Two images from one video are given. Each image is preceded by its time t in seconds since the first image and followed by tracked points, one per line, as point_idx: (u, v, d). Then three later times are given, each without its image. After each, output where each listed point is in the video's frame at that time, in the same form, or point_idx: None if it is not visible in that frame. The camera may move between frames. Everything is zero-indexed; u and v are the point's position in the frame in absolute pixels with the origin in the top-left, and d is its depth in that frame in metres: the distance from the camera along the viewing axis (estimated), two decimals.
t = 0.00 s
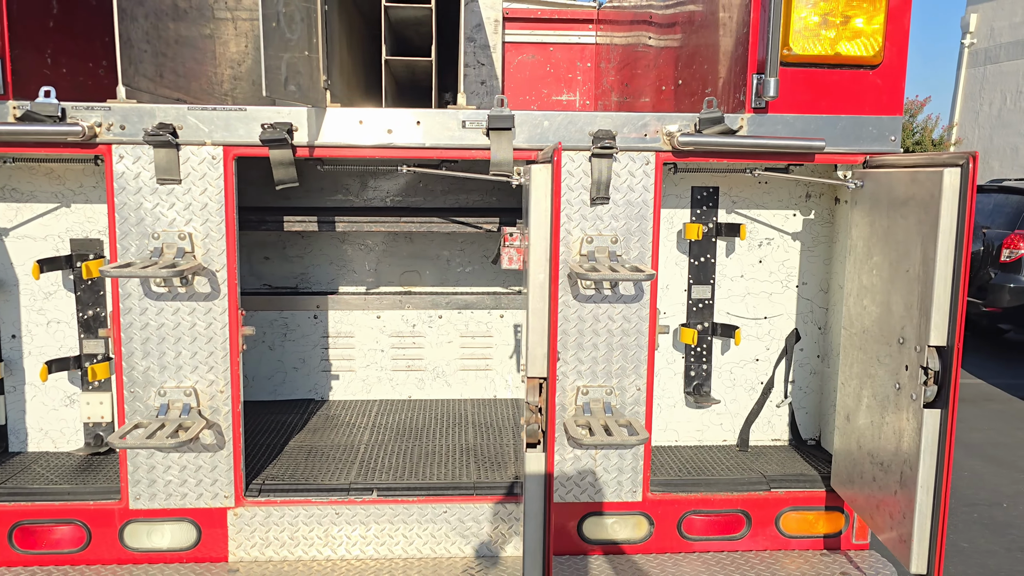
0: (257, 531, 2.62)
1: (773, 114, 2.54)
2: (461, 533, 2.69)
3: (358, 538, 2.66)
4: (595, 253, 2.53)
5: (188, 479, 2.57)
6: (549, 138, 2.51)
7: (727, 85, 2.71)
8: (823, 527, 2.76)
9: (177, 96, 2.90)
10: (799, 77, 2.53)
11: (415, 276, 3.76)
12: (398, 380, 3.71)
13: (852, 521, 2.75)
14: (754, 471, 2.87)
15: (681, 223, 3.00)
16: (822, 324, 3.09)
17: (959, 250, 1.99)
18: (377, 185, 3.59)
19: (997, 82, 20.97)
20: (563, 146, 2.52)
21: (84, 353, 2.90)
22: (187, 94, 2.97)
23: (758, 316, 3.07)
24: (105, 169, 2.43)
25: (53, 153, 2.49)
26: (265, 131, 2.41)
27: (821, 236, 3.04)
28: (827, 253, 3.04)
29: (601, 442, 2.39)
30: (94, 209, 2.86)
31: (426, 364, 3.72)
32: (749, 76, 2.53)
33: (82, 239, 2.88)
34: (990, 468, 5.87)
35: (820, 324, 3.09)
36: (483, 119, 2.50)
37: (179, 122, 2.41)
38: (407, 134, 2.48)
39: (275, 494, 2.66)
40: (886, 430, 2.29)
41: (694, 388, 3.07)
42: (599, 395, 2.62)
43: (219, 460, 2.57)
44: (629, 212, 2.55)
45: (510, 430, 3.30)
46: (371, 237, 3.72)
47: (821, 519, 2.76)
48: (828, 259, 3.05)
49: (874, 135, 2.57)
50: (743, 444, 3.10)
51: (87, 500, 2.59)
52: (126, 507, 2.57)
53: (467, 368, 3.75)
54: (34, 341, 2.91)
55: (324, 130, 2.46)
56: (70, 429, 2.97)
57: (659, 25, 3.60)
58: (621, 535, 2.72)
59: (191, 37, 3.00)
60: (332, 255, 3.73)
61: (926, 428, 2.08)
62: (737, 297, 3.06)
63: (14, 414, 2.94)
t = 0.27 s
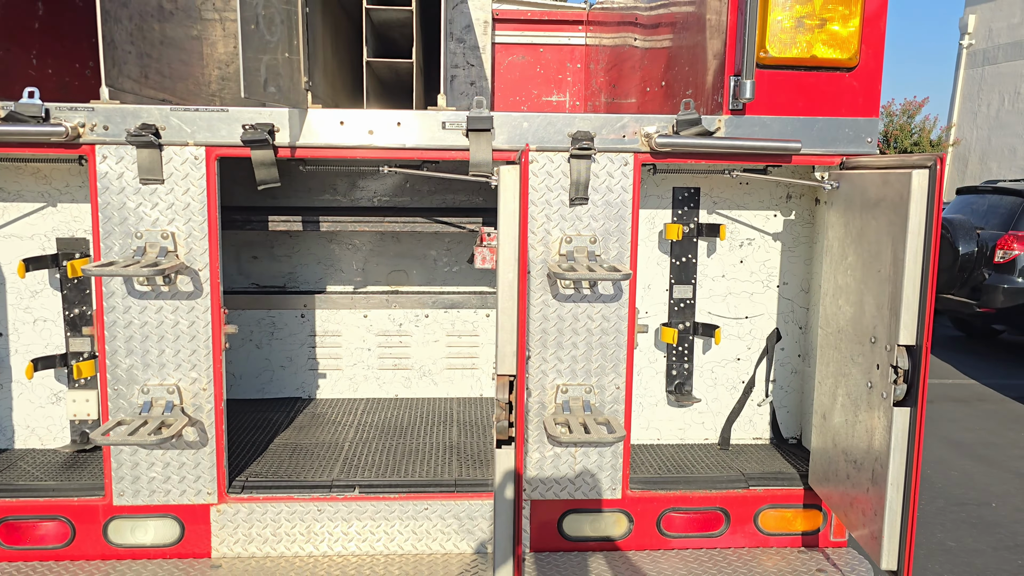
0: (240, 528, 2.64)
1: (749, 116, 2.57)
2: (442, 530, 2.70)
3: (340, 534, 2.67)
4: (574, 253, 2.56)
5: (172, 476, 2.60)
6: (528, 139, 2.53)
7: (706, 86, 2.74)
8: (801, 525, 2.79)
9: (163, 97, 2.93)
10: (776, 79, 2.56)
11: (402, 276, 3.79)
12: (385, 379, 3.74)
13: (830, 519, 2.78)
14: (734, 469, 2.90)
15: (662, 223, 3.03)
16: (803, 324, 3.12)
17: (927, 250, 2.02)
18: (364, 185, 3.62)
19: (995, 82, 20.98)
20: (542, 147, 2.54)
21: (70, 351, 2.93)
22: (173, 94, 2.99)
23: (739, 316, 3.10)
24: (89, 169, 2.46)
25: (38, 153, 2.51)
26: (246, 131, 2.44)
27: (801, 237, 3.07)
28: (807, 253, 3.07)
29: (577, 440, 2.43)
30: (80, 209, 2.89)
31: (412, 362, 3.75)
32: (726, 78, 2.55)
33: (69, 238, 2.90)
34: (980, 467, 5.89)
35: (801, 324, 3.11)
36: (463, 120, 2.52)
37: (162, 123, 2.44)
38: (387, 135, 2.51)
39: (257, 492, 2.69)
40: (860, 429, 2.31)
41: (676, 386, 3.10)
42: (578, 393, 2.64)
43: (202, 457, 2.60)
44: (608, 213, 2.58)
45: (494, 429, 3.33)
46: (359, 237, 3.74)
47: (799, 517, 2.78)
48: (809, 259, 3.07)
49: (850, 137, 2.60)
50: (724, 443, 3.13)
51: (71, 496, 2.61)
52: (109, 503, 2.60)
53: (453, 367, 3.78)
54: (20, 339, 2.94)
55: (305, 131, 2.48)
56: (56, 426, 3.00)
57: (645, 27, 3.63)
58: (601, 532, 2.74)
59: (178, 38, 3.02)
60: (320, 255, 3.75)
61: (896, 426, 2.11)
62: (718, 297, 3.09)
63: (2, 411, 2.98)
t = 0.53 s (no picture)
0: (225, 523, 2.67)
1: (729, 116, 2.60)
2: (426, 525, 2.73)
3: (324, 530, 2.70)
4: (555, 252, 2.59)
5: (158, 471, 2.63)
6: (509, 139, 2.56)
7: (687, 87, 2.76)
8: (781, 520, 2.82)
9: (151, 97, 2.95)
10: (756, 79, 2.58)
11: (391, 274, 3.83)
12: (373, 377, 3.78)
13: (809, 514, 2.81)
14: (715, 466, 2.93)
15: (645, 222, 3.06)
16: (785, 322, 3.15)
17: (898, 248, 2.05)
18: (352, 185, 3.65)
19: (993, 83, 21.01)
20: (523, 146, 2.57)
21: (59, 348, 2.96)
22: (161, 94, 3.02)
23: (722, 314, 3.13)
24: (75, 168, 2.49)
25: (26, 152, 2.54)
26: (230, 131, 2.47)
27: (783, 236, 3.09)
28: (789, 252, 3.10)
29: (557, 436, 2.46)
30: (69, 208, 2.92)
31: (400, 361, 3.79)
32: (705, 79, 2.58)
33: (57, 236, 2.93)
34: (971, 465, 5.91)
35: (783, 322, 3.14)
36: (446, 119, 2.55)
37: (148, 122, 2.47)
38: (371, 135, 2.54)
39: (242, 487, 2.72)
40: (835, 424, 2.34)
41: (659, 384, 3.12)
42: (560, 390, 2.67)
43: (187, 453, 2.63)
44: (589, 212, 2.61)
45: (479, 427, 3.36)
46: (348, 237, 3.77)
47: (779, 513, 2.82)
48: (791, 258, 3.10)
49: (828, 136, 2.64)
50: (707, 440, 3.16)
51: (58, 492, 2.64)
52: (96, 498, 2.62)
53: (441, 365, 3.81)
54: (9, 337, 2.97)
55: (288, 131, 2.51)
56: (45, 423, 3.03)
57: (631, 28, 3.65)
58: (583, 527, 2.77)
59: (166, 39, 3.05)
60: (309, 254, 3.78)
61: (868, 422, 2.14)
62: (701, 295, 3.12)
63: None
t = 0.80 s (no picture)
0: (209, 518, 2.70)
1: (705, 116, 2.63)
2: (406, 521, 2.76)
3: (307, 525, 2.74)
4: (534, 250, 2.63)
5: (142, 467, 2.67)
6: (489, 139, 2.60)
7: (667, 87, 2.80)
8: (759, 516, 2.85)
9: (138, 98, 2.99)
10: (732, 80, 2.61)
11: (379, 273, 3.87)
12: (361, 374, 3.81)
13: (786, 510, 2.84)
14: (694, 462, 2.97)
15: (626, 221, 3.09)
16: (765, 320, 3.18)
17: (865, 246, 2.08)
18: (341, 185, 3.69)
19: (992, 83, 21.00)
20: (502, 146, 2.61)
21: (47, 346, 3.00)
22: (147, 95, 3.05)
23: (703, 312, 3.16)
24: (61, 168, 2.53)
25: (12, 153, 2.57)
26: (213, 131, 2.50)
27: (763, 235, 3.13)
28: (769, 251, 3.13)
29: (535, 432, 2.49)
30: (57, 207, 2.96)
31: (388, 359, 3.82)
32: (683, 79, 2.61)
33: (45, 236, 2.97)
34: (963, 464, 5.93)
35: (763, 320, 3.17)
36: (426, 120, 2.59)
37: (132, 123, 2.51)
38: (352, 135, 2.58)
39: (226, 483, 2.75)
40: (808, 420, 2.37)
41: (641, 381, 3.16)
42: (539, 387, 2.70)
43: (172, 449, 2.67)
44: (567, 211, 2.65)
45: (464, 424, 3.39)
46: (336, 236, 3.81)
47: (757, 508, 2.85)
48: (771, 257, 3.14)
49: (804, 137, 2.65)
50: (688, 436, 3.19)
51: (44, 487, 2.67)
52: (82, 494, 2.66)
53: (428, 363, 3.85)
54: None
55: (270, 132, 2.55)
56: (34, 420, 3.08)
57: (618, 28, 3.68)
58: (562, 522, 2.80)
59: (153, 40, 3.09)
60: (298, 253, 3.83)
61: (837, 417, 2.17)
62: (682, 294, 3.15)
63: None
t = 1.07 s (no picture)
0: (192, 515, 2.73)
1: (683, 117, 2.65)
2: (388, 517, 2.79)
3: (290, 522, 2.77)
4: (513, 250, 2.66)
5: (127, 464, 2.70)
6: (468, 140, 2.62)
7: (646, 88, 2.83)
8: (737, 513, 2.88)
9: (124, 99, 3.02)
10: (709, 81, 2.64)
11: (366, 273, 3.90)
12: (348, 373, 3.84)
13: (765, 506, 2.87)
14: (675, 459, 3.00)
15: (608, 221, 3.12)
16: (747, 319, 3.21)
17: (835, 245, 2.11)
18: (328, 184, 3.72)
19: (990, 82, 21.01)
20: (482, 147, 2.64)
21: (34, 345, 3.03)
22: (133, 96, 3.08)
23: (685, 311, 3.19)
24: (45, 169, 2.55)
25: None
26: (195, 132, 2.53)
27: (744, 234, 3.15)
28: (750, 250, 3.16)
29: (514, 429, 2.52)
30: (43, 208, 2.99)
31: (375, 357, 3.85)
32: (661, 81, 2.64)
33: (31, 236, 3.00)
34: (953, 462, 5.95)
35: (745, 319, 3.20)
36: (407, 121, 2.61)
37: (115, 124, 2.53)
38: (333, 136, 2.60)
39: (210, 480, 2.78)
40: (781, 418, 2.40)
41: (623, 379, 3.19)
42: (520, 384, 2.73)
43: (156, 446, 2.70)
44: (547, 211, 2.67)
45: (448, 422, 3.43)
46: (324, 236, 3.85)
47: (736, 505, 2.88)
48: (752, 256, 3.16)
49: (782, 137, 2.68)
50: (670, 434, 3.22)
51: (30, 484, 2.70)
52: (67, 491, 2.69)
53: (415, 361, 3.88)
54: None
55: (252, 133, 2.58)
56: (21, 418, 3.11)
57: (602, 30, 3.71)
58: (542, 519, 2.83)
59: (139, 42, 3.11)
60: (286, 252, 3.86)
61: (808, 415, 2.21)
62: (663, 293, 3.18)
63: None
